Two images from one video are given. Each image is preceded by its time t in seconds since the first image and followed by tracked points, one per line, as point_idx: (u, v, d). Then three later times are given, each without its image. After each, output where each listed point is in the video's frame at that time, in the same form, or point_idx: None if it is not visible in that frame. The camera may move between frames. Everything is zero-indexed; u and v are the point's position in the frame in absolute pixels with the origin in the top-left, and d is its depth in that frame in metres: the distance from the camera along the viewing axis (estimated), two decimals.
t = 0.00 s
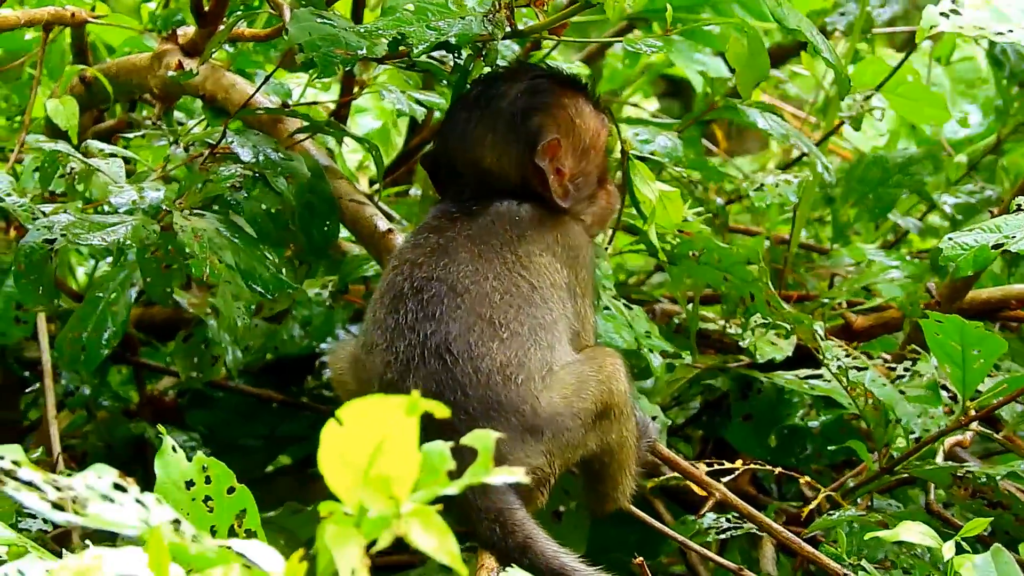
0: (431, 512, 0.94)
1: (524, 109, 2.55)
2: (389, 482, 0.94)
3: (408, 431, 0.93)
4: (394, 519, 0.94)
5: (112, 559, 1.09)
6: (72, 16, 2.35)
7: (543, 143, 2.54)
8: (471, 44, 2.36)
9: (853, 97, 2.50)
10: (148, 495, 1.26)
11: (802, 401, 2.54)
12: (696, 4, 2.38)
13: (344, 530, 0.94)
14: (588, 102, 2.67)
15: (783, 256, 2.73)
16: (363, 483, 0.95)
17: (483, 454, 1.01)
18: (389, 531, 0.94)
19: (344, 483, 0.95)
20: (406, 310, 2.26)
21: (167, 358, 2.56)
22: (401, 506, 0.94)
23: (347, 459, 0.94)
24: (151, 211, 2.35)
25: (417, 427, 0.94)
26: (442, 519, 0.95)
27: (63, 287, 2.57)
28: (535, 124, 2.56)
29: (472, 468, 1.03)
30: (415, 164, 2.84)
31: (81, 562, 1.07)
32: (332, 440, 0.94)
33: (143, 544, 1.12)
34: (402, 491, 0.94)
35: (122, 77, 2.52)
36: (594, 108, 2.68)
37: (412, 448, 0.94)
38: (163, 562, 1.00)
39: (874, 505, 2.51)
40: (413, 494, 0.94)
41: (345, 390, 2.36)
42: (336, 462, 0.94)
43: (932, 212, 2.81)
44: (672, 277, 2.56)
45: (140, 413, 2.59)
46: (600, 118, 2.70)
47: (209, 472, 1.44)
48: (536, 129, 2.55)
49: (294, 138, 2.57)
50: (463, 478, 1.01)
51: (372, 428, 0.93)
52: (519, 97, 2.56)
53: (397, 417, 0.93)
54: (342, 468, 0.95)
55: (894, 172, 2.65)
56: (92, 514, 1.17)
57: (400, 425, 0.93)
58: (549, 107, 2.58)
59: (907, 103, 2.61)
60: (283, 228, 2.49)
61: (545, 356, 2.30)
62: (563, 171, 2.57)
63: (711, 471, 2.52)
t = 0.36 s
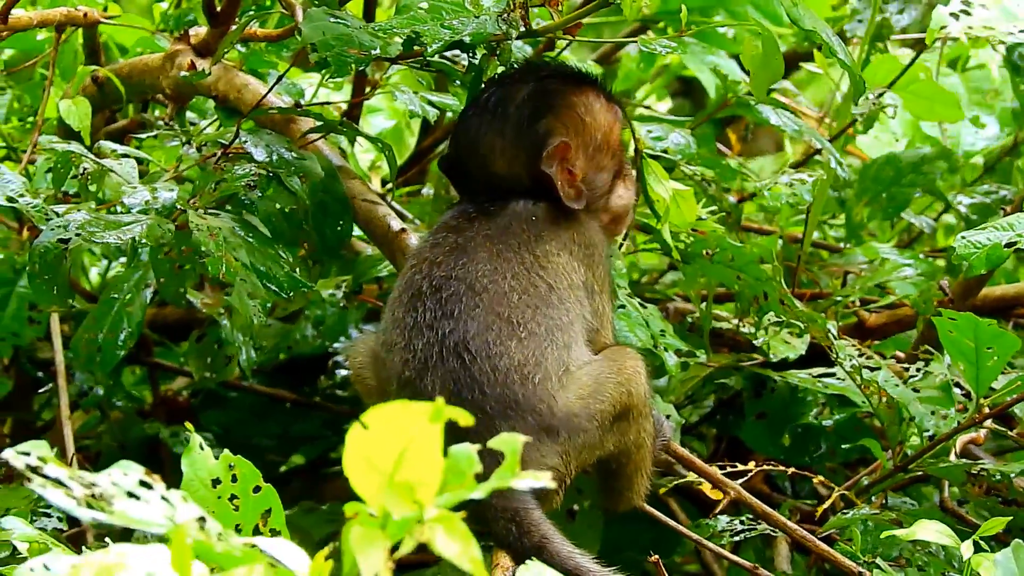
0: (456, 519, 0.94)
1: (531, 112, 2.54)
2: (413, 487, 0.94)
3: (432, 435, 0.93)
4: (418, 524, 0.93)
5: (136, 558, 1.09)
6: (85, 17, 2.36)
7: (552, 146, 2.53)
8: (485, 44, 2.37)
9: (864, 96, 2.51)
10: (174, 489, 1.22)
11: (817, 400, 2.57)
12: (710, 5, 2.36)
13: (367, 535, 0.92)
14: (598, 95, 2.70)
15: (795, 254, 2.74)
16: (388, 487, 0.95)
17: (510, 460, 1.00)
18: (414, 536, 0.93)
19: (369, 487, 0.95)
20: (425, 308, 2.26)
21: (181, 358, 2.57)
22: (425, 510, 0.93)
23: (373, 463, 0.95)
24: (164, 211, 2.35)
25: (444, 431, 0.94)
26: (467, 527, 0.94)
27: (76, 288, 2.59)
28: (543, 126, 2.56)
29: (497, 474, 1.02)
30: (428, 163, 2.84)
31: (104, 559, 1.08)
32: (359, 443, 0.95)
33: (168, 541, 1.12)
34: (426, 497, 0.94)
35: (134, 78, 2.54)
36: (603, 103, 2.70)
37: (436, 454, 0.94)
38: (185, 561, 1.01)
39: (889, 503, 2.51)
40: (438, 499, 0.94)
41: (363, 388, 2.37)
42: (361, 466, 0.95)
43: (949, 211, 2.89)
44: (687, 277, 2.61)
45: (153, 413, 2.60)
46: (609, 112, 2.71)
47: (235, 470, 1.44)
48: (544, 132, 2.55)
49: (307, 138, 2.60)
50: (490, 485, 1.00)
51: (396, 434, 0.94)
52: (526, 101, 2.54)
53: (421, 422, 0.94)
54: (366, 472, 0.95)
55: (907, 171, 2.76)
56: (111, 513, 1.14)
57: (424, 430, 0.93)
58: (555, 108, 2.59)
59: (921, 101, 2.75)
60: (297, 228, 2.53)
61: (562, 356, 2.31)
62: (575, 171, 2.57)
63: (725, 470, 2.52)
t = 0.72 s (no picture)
0: (473, 514, 0.96)
1: (558, 105, 2.55)
2: (432, 481, 0.97)
3: (451, 429, 0.96)
4: (437, 519, 0.96)
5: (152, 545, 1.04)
6: (103, 17, 2.38)
7: (576, 142, 2.53)
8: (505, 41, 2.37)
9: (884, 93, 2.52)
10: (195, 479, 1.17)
11: (838, 396, 2.61)
12: (733, 7, 2.38)
13: (386, 528, 0.96)
14: (626, 99, 2.69)
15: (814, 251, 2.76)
16: (407, 480, 0.97)
17: (530, 454, 1.00)
18: (432, 531, 0.96)
19: (387, 482, 0.97)
20: (448, 304, 2.26)
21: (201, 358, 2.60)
22: (443, 505, 0.96)
23: (392, 459, 0.97)
24: (183, 211, 2.36)
25: (460, 428, 0.97)
26: (484, 521, 0.96)
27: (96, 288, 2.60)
28: (568, 123, 2.55)
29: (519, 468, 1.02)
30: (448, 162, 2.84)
31: (120, 543, 1.04)
32: (379, 439, 0.97)
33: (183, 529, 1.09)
34: (445, 492, 0.97)
35: (154, 78, 2.62)
36: (632, 106, 2.69)
37: (454, 449, 0.97)
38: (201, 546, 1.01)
39: (910, 500, 2.51)
40: (456, 495, 0.97)
41: (383, 385, 2.37)
42: (380, 461, 0.97)
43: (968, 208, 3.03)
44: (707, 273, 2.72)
45: (174, 413, 2.63)
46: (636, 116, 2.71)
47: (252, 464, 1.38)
48: (570, 126, 2.55)
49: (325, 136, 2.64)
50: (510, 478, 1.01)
51: (417, 428, 0.96)
52: (555, 93, 2.55)
53: (441, 416, 0.96)
54: (386, 467, 0.98)
55: (928, 168, 2.87)
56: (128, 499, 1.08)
57: (444, 424, 0.96)
58: (583, 105, 2.58)
59: (941, 97, 2.83)
60: (315, 225, 2.50)
61: (585, 354, 2.31)
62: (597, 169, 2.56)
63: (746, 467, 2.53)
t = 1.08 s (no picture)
0: (489, 513, 1.02)
1: (589, 103, 2.53)
2: (448, 482, 1.03)
3: (468, 434, 1.02)
4: (454, 519, 1.03)
5: (170, 549, 1.09)
6: (131, 13, 2.41)
7: (607, 140, 2.52)
8: (530, 38, 2.39)
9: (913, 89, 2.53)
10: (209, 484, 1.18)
11: (867, 392, 2.76)
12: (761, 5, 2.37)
13: (403, 529, 1.04)
14: (658, 97, 2.66)
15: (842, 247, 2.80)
16: (424, 480, 1.04)
17: (546, 454, 1.08)
18: (449, 529, 1.04)
19: (405, 481, 1.04)
20: (477, 300, 2.26)
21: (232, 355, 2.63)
22: (460, 507, 1.03)
23: (408, 460, 1.04)
24: (210, 207, 2.37)
25: (476, 430, 1.03)
26: (501, 521, 1.03)
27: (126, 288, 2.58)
28: (601, 120, 2.54)
29: (537, 465, 1.10)
30: (478, 160, 2.88)
31: (138, 550, 1.07)
32: (395, 440, 1.03)
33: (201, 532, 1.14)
34: (462, 494, 1.03)
35: (183, 75, 2.73)
36: (665, 106, 2.68)
37: (470, 451, 1.03)
38: (218, 550, 1.05)
39: (938, 496, 2.51)
40: (472, 495, 1.03)
41: (414, 382, 2.38)
42: (396, 461, 1.04)
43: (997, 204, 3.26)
44: (737, 269, 2.87)
45: (203, 411, 2.68)
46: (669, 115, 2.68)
47: (272, 465, 1.49)
48: (600, 124, 2.53)
49: (353, 133, 2.67)
50: (527, 475, 1.08)
51: (434, 430, 1.02)
52: (585, 90, 2.53)
53: (458, 420, 1.02)
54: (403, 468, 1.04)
55: (958, 166, 3.14)
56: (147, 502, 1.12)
57: (460, 428, 1.02)
58: (615, 103, 2.56)
59: (969, 92, 3.02)
60: (341, 221, 2.54)
61: (614, 351, 2.30)
62: (627, 167, 2.55)
63: (774, 463, 2.54)
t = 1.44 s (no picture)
0: (486, 510, 1.09)
1: (591, 105, 2.55)
2: (443, 476, 1.11)
3: (463, 424, 1.11)
4: (449, 515, 1.09)
5: (163, 551, 1.17)
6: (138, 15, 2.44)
7: (606, 142, 2.54)
8: (535, 38, 2.40)
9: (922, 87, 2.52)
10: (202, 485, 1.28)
11: (875, 393, 2.74)
12: (770, 3, 2.37)
13: (399, 526, 1.09)
14: (660, 102, 2.69)
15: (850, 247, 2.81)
16: (420, 476, 1.12)
17: (540, 453, 1.21)
18: (445, 525, 1.10)
19: (402, 476, 1.12)
20: (480, 301, 2.29)
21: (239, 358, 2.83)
22: (455, 502, 1.10)
23: (404, 455, 1.12)
24: (215, 210, 2.40)
25: (469, 424, 1.11)
26: (496, 517, 1.09)
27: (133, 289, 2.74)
28: (601, 123, 2.56)
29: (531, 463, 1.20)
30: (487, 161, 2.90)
31: (131, 552, 1.15)
32: (391, 435, 1.12)
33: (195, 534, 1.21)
34: (456, 487, 1.11)
35: (189, 78, 2.74)
36: (667, 111, 2.70)
37: (465, 444, 1.11)
38: (211, 554, 1.13)
39: (947, 497, 2.51)
40: (465, 490, 1.11)
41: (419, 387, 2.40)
42: (394, 457, 1.12)
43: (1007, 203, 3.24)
44: (745, 270, 2.88)
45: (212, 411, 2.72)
46: (671, 120, 2.71)
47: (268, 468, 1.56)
48: (600, 124, 2.56)
49: (360, 134, 2.70)
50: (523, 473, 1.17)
51: (430, 424, 1.11)
52: (587, 92, 2.56)
53: (453, 413, 1.11)
54: (399, 462, 1.12)
55: (967, 164, 3.13)
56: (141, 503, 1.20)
57: (456, 420, 1.11)
58: (616, 105, 2.59)
59: (978, 92, 3.06)
60: (347, 223, 2.56)
61: (618, 350, 2.33)
62: (626, 169, 2.56)
63: (782, 464, 2.55)
